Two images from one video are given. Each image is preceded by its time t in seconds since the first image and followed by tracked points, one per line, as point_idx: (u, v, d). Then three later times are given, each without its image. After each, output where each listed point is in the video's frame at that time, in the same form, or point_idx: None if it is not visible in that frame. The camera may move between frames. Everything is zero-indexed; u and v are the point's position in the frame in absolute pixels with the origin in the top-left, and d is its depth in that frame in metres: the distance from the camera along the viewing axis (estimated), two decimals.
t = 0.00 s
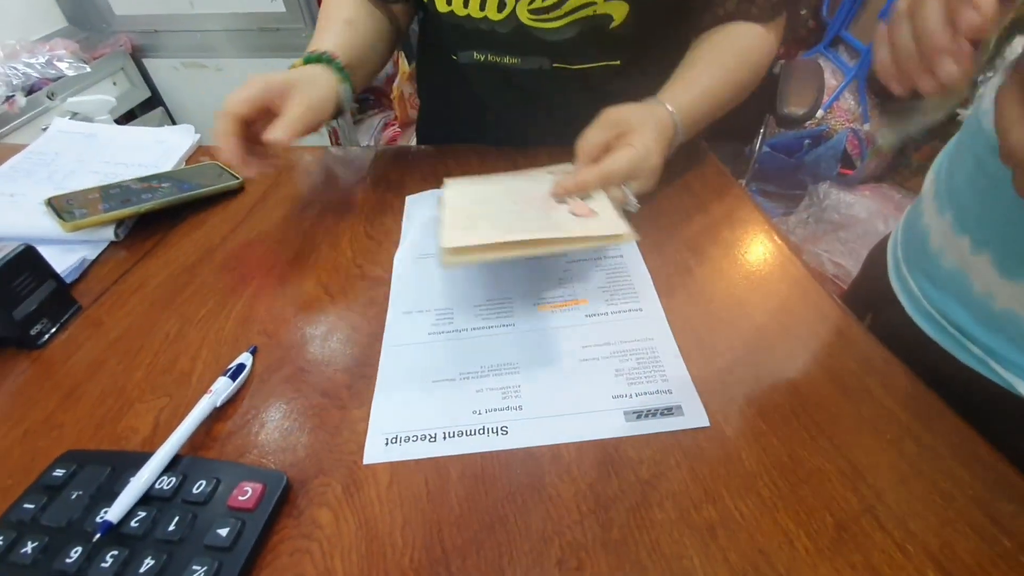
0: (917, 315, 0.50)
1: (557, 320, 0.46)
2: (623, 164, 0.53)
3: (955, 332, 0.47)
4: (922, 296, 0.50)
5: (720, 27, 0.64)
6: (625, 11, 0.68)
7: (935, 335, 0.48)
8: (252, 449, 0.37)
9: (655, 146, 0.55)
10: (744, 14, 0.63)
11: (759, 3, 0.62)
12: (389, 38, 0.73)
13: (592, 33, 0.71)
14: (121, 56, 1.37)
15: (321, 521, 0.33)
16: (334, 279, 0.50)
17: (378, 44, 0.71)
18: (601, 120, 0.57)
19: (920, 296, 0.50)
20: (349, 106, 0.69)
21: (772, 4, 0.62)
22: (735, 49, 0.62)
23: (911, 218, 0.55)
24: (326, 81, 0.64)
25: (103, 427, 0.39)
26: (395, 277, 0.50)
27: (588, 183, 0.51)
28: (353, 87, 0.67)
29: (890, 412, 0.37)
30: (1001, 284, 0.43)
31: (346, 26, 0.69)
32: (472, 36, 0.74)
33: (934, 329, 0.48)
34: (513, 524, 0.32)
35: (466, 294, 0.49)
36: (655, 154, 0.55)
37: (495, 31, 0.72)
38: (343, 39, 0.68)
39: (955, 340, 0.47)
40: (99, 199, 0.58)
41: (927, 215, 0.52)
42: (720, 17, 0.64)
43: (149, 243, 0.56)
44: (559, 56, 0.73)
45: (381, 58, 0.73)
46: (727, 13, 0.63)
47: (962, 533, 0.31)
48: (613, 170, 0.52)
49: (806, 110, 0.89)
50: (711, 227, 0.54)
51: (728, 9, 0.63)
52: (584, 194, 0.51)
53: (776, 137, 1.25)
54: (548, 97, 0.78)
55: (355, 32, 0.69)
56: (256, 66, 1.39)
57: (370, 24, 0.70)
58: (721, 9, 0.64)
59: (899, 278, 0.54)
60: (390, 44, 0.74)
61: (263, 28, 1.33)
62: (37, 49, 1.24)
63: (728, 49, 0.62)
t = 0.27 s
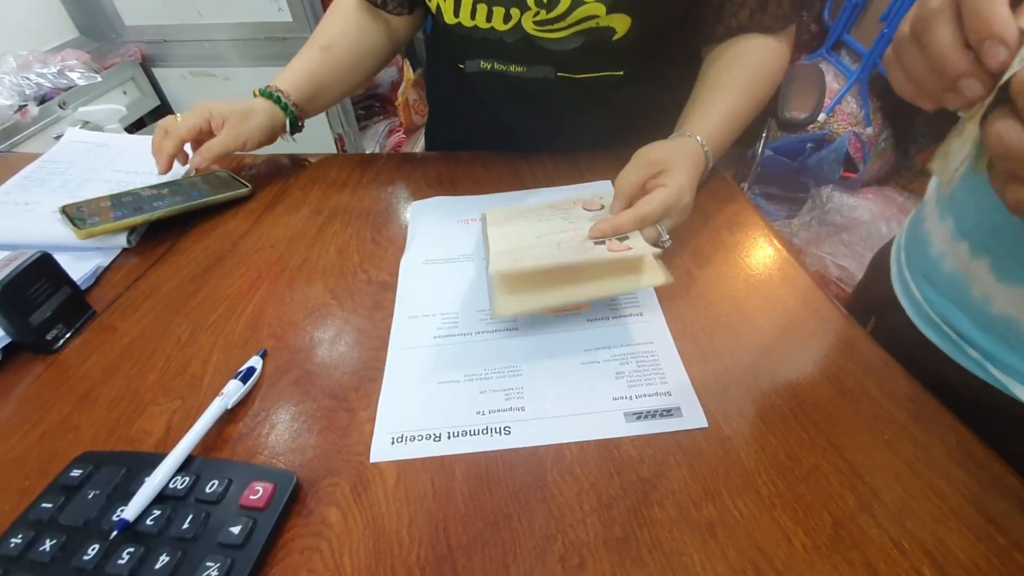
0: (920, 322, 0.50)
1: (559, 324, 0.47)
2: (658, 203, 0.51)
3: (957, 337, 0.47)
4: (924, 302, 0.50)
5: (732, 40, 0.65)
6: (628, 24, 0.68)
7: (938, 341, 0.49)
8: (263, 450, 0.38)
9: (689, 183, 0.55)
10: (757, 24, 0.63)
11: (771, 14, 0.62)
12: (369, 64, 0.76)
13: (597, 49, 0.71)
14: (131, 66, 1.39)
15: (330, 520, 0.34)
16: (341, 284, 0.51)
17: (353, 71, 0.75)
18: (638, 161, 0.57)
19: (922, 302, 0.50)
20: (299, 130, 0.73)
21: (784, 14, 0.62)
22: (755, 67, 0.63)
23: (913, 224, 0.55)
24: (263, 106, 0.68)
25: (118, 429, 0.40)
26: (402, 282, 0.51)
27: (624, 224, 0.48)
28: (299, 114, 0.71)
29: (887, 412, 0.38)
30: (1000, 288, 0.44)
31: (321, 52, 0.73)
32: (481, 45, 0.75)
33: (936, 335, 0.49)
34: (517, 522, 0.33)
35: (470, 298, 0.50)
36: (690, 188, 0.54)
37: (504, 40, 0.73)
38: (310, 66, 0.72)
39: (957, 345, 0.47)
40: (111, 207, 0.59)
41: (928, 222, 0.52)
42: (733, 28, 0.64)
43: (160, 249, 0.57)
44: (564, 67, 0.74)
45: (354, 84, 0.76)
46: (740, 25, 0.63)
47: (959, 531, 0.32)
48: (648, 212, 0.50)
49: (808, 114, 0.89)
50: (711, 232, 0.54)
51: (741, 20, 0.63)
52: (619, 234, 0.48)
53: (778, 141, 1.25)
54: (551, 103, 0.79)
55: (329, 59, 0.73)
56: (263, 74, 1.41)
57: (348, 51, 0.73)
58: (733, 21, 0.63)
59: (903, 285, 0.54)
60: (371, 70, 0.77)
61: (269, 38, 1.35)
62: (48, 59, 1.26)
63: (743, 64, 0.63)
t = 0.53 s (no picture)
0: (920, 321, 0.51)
1: (563, 325, 0.48)
2: (635, 207, 0.52)
3: (953, 337, 0.48)
4: (925, 302, 0.51)
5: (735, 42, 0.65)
6: (634, 25, 0.69)
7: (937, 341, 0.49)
8: (275, 448, 0.39)
9: (671, 189, 0.55)
10: (760, 24, 0.63)
11: (774, 13, 0.63)
12: (363, 77, 0.76)
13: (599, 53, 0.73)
14: (144, 74, 1.42)
15: (341, 515, 0.35)
16: (351, 286, 0.52)
17: (345, 85, 0.75)
18: (622, 165, 0.58)
19: (923, 302, 0.51)
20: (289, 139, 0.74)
21: (786, 13, 0.63)
22: (756, 70, 0.63)
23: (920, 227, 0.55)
24: (253, 120, 0.69)
25: (134, 427, 0.41)
26: (400, 271, 0.54)
27: (599, 226, 0.50)
28: (289, 126, 0.72)
29: (887, 412, 0.38)
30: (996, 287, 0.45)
31: (315, 65, 0.73)
32: (488, 51, 0.76)
33: (936, 335, 0.49)
34: (523, 518, 0.34)
35: (459, 289, 0.52)
36: (672, 197, 0.55)
37: (510, 46, 0.74)
38: (303, 79, 0.72)
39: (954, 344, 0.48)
40: (127, 212, 0.61)
41: (932, 224, 0.53)
42: (735, 28, 0.64)
43: (174, 253, 0.58)
44: (569, 71, 0.75)
45: (346, 97, 0.77)
46: (743, 24, 0.63)
47: (956, 527, 0.32)
48: (624, 214, 0.51)
49: (811, 120, 0.89)
50: (715, 236, 0.55)
51: (742, 20, 0.64)
52: (596, 237, 0.50)
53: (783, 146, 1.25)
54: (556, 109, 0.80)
55: (322, 74, 0.73)
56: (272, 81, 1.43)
57: (342, 67, 0.74)
58: (735, 21, 0.64)
59: (905, 286, 0.55)
60: (364, 83, 0.78)
61: (279, 46, 1.37)
62: (64, 67, 1.29)
63: (745, 67, 0.63)
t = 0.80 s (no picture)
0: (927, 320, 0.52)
1: (570, 326, 0.48)
2: (626, 211, 0.53)
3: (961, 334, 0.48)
4: (932, 301, 0.51)
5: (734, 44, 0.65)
6: (636, 28, 0.70)
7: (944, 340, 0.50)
8: (287, 446, 0.39)
9: (662, 193, 0.56)
10: (758, 25, 0.63)
11: (772, 14, 0.62)
12: (357, 84, 0.77)
13: (602, 56, 0.74)
14: (155, 80, 1.44)
15: (352, 512, 0.35)
16: (360, 288, 0.53)
17: (339, 92, 0.75)
18: (612, 169, 0.59)
19: (929, 300, 0.52)
20: (281, 147, 0.74)
21: (785, 14, 0.63)
22: (753, 73, 0.64)
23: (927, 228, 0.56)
24: (246, 133, 0.68)
25: (150, 425, 0.42)
26: (400, 268, 0.55)
27: (592, 228, 0.51)
28: (281, 135, 0.72)
29: (892, 413, 0.39)
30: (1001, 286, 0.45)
31: (308, 73, 0.73)
32: (493, 57, 0.77)
33: (945, 334, 0.49)
34: (530, 515, 0.34)
35: (455, 285, 0.53)
36: (663, 201, 0.56)
37: (514, 51, 0.75)
38: (297, 87, 0.72)
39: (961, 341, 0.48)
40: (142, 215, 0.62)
41: (939, 224, 0.53)
42: (734, 28, 0.64)
43: (187, 256, 0.59)
44: (574, 75, 0.76)
45: (340, 104, 0.77)
46: (742, 25, 0.64)
47: (960, 526, 0.32)
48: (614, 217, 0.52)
49: (816, 123, 0.90)
50: (720, 239, 0.56)
51: (742, 20, 0.64)
52: (589, 239, 0.51)
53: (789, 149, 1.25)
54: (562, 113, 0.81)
55: (315, 82, 0.73)
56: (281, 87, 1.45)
57: (336, 74, 0.74)
58: (734, 21, 0.64)
59: (912, 285, 0.55)
60: (358, 91, 0.78)
61: (287, 52, 1.39)
62: (78, 74, 1.32)
63: (742, 70, 0.64)
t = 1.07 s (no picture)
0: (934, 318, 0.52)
1: (575, 329, 0.48)
2: (637, 212, 0.53)
3: (970, 332, 0.49)
4: (939, 299, 0.52)
5: (739, 48, 0.66)
6: (639, 34, 0.70)
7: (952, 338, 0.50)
8: (295, 446, 0.40)
9: (670, 197, 0.56)
10: (763, 28, 0.64)
11: (777, 16, 0.63)
12: (372, 89, 0.78)
13: (607, 61, 0.74)
14: (165, 86, 1.46)
15: (360, 511, 0.36)
16: (368, 290, 0.54)
17: (355, 94, 0.77)
18: (620, 175, 0.59)
19: (936, 299, 0.52)
20: (304, 142, 0.75)
21: (788, 17, 0.63)
22: (756, 78, 0.64)
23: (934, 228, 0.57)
24: (270, 123, 0.71)
25: (161, 424, 0.43)
26: (407, 271, 0.56)
27: (602, 231, 0.51)
28: (304, 130, 0.73)
29: (896, 414, 0.39)
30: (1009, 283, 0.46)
31: (328, 73, 0.75)
32: (497, 64, 0.77)
33: (954, 332, 0.50)
34: (536, 515, 0.35)
35: (460, 288, 0.53)
36: (671, 204, 0.56)
37: (517, 59, 0.75)
38: (317, 88, 0.74)
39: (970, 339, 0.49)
40: (153, 218, 0.63)
41: (946, 225, 0.54)
42: (739, 32, 0.65)
43: (197, 259, 0.60)
44: (577, 81, 0.77)
45: (356, 107, 0.78)
46: (747, 29, 0.64)
47: (966, 528, 0.33)
48: (626, 217, 0.52)
49: (823, 126, 0.90)
50: (724, 242, 0.56)
51: (747, 24, 0.64)
52: (599, 241, 0.51)
53: (794, 153, 1.24)
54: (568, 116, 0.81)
55: (334, 82, 0.75)
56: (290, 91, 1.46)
57: (354, 76, 0.75)
58: (739, 25, 0.64)
59: (919, 283, 0.56)
60: (373, 96, 0.79)
61: (295, 57, 1.40)
62: (90, 79, 1.34)
63: (746, 75, 0.64)
